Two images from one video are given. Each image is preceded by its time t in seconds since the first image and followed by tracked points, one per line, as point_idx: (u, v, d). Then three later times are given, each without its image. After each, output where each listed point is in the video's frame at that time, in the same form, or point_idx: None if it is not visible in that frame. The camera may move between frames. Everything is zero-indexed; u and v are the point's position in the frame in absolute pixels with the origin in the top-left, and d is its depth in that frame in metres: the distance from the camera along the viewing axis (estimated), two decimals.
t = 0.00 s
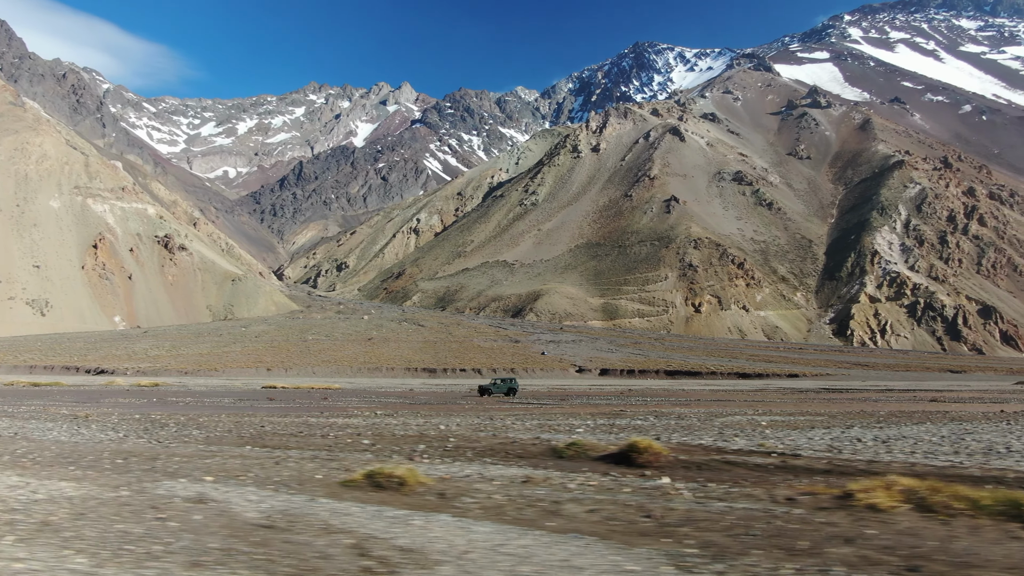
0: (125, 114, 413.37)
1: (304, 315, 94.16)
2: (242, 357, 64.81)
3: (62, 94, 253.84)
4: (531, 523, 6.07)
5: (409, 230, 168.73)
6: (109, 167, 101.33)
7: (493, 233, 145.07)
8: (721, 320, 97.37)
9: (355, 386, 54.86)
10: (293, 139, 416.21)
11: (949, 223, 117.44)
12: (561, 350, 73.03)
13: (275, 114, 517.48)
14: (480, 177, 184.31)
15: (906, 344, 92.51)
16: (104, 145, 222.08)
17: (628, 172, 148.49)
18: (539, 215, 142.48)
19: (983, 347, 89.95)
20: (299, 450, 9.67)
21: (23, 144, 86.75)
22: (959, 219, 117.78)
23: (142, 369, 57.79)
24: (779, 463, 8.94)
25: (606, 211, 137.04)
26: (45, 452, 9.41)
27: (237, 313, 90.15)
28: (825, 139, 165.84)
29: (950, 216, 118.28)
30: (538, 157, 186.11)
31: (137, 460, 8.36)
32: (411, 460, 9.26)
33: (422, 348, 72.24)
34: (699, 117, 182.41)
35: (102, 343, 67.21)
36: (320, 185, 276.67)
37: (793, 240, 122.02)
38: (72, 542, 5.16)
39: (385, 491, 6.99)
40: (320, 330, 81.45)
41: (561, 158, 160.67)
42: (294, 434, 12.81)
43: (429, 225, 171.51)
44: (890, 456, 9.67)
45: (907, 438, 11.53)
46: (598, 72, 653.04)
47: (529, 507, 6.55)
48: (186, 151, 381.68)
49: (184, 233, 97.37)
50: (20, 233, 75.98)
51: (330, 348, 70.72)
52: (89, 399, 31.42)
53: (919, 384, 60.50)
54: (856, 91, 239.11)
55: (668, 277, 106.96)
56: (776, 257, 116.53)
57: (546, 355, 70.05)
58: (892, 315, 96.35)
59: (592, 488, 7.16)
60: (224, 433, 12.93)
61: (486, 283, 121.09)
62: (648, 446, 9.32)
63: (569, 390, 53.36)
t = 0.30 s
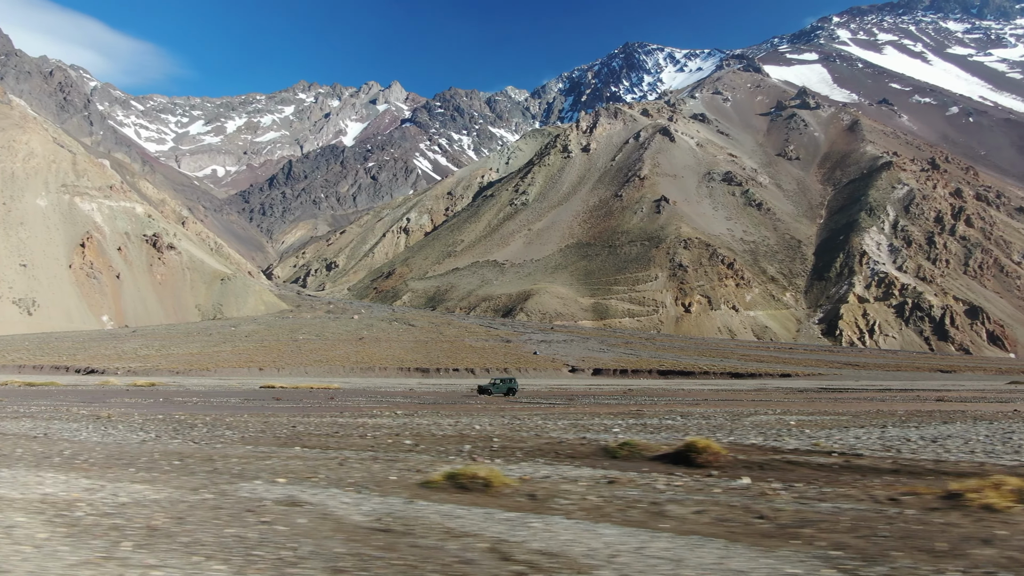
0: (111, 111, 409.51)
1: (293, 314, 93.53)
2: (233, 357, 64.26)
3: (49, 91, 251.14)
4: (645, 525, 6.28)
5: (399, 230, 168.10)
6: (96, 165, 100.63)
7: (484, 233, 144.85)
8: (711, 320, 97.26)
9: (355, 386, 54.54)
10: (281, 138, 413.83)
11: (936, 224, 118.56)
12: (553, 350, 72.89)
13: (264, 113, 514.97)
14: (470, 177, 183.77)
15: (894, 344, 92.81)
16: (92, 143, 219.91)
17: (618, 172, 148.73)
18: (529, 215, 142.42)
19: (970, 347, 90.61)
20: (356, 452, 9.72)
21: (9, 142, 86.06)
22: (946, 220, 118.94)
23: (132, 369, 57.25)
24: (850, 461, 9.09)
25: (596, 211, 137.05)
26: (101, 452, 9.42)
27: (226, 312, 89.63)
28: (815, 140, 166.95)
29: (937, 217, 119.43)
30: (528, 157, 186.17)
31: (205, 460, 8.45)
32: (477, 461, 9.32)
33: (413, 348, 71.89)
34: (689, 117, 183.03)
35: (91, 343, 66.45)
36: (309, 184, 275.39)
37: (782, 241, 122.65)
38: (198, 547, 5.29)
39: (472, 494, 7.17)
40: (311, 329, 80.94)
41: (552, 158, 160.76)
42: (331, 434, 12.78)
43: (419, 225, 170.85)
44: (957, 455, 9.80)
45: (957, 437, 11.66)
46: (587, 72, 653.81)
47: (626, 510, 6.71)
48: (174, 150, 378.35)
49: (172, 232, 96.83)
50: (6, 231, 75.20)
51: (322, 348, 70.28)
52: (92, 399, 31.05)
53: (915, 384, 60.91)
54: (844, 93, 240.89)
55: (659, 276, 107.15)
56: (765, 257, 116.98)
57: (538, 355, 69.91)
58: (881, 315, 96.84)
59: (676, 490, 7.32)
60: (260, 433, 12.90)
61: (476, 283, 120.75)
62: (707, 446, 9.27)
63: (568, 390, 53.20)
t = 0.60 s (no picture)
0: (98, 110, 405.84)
1: (282, 314, 92.76)
2: (223, 357, 63.79)
3: (35, 89, 248.44)
4: (764, 525, 6.39)
5: (389, 230, 167.35)
6: (83, 164, 99.92)
7: (474, 233, 144.59)
8: (701, 320, 97.27)
9: (353, 386, 54.33)
10: (270, 137, 411.46)
11: (924, 225, 119.45)
12: (545, 350, 72.84)
13: (253, 112, 512.10)
14: (460, 177, 183.12)
15: (881, 345, 93.24)
16: (79, 141, 217.83)
17: (607, 173, 148.88)
18: (520, 216, 142.38)
19: (956, 347, 91.32)
20: (413, 452, 9.74)
21: None
22: (933, 222, 119.93)
23: (123, 368, 56.74)
24: (917, 461, 9.22)
25: (586, 211, 137.18)
26: (157, 452, 9.44)
27: (215, 312, 88.87)
28: (803, 141, 168.06)
29: (925, 218, 120.40)
30: (518, 157, 186.23)
31: (276, 462, 8.53)
32: (542, 461, 9.34)
33: (405, 348, 71.65)
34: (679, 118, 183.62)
35: (79, 343, 65.69)
36: (298, 183, 274.11)
37: (771, 241, 123.24)
38: (325, 550, 5.37)
39: (562, 495, 7.27)
40: (300, 329, 80.62)
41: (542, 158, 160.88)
42: (369, 434, 12.63)
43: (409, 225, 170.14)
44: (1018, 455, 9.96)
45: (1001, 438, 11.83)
46: (577, 73, 655.14)
47: (730, 512, 6.81)
48: (162, 148, 375.01)
49: (161, 231, 96.15)
50: None
51: (312, 348, 69.84)
52: (100, 399, 31.09)
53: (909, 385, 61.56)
54: (833, 94, 242.78)
55: (649, 277, 107.36)
56: (754, 258, 117.75)
57: (531, 355, 69.86)
58: (868, 316, 97.31)
59: (770, 491, 7.44)
60: (295, 434, 12.83)
61: (466, 283, 120.81)
62: (765, 446, 9.24)
63: (565, 390, 53.22)
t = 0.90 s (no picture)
0: (87, 108, 402.18)
1: (273, 314, 92.18)
2: (215, 357, 63.34)
3: (23, 87, 245.96)
4: (876, 525, 6.53)
5: (379, 230, 166.48)
6: (72, 162, 99.19)
7: (465, 233, 144.34)
8: (692, 321, 97.26)
9: (354, 386, 54.21)
10: (260, 136, 409.08)
11: (912, 227, 120.22)
12: (538, 350, 72.85)
13: (242, 111, 509.00)
14: (451, 177, 182.66)
15: (871, 345, 93.29)
16: (66, 140, 215.72)
17: (599, 174, 149.09)
18: (511, 216, 142.33)
19: (944, 348, 91.48)
20: (475, 454, 9.77)
21: None
22: (922, 223, 120.76)
23: (114, 368, 56.24)
24: (984, 460, 9.33)
25: (578, 212, 137.15)
26: (219, 454, 9.51)
27: (205, 312, 88.36)
28: (793, 142, 169.07)
29: (914, 220, 121.29)
30: (509, 157, 186.31)
31: (349, 464, 8.62)
32: (610, 462, 9.40)
33: (398, 348, 71.48)
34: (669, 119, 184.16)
35: (69, 343, 65.06)
36: (288, 183, 272.78)
37: (761, 242, 123.66)
38: (452, 553, 5.50)
39: (655, 496, 7.38)
40: (291, 329, 80.21)
41: (532, 158, 161.04)
42: (407, 434, 12.57)
43: (400, 225, 169.51)
44: None
45: None
46: (568, 73, 656.17)
47: (836, 512, 6.95)
48: (151, 147, 372.04)
49: (150, 230, 95.53)
50: None
51: (304, 348, 69.45)
52: (109, 399, 31.09)
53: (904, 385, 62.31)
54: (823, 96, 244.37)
55: (640, 278, 107.28)
56: (744, 259, 118.40)
57: (524, 355, 69.83)
58: (858, 316, 97.26)
59: (867, 491, 7.58)
60: (334, 434, 12.74)
61: (457, 283, 120.51)
62: (824, 446, 9.25)
63: (563, 390, 53.28)
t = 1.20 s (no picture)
0: (75, 106, 398.56)
1: (264, 314, 91.67)
2: (207, 357, 62.83)
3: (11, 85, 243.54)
4: (993, 525, 6.56)
5: (370, 230, 165.59)
6: (60, 161, 98.34)
7: (456, 233, 144.00)
8: (683, 321, 97.77)
9: (355, 385, 54.02)
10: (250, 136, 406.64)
11: (902, 227, 120.79)
12: (531, 350, 72.76)
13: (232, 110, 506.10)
14: (442, 177, 182.18)
15: (861, 345, 93.69)
16: (55, 138, 213.53)
17: (590, 174, 148.92)
18: (502, 216, 142.13)
19: (933, 348, 92.39)
20: (544, 453, 9.70)
21: None
22: (911, 223, 121.39)
23: (106, 368, 55.80)
24: None
25: (569, 211, 137.14)
26: (284, 456, 9.49)
27: (195, 312, 87.82)
28: (783, 143, 169.70)
29: (903, 220, 121.97)
30: (500, 157, 186.16)
31: (428, 467, 8.63)
32: (681, 462, 9.36)
33: (390, 348, 71.16)
34: (660, 119, 184.40)
35: (59, 342, 64.47)
36: (279, 182, 271.31)
37: (752, 243, 123.89)
38: (581, 555, 5.53)
39: (753, 497, 7.38)
40: (282, 329, 79.71)
41: (524, 158, 160.91)
42: (448, 434, 12.42)
43: (391, 225, 168.73)
44: None
45: None
46: (558, 73, 656.69)
47: (944, 512, 6.96)
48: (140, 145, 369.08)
49: (139, 229, 94.87)
50: None
51: (297, 348, 68.97)
52: (115, 399, 30.84)
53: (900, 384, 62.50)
54: (814, 97, 245.57)
55: (631, 277, 107.77)
56: (736, 259, 118.75)
57: (517, 355, 69.73)
58: (848, 317, 97.71)
59: (963, 491, 7.61)
60: (373, 434, 12.61)
61: (449, 283, 120.03)
62: (887, 446, 9.25)
63: (561, 390, 53.13)
